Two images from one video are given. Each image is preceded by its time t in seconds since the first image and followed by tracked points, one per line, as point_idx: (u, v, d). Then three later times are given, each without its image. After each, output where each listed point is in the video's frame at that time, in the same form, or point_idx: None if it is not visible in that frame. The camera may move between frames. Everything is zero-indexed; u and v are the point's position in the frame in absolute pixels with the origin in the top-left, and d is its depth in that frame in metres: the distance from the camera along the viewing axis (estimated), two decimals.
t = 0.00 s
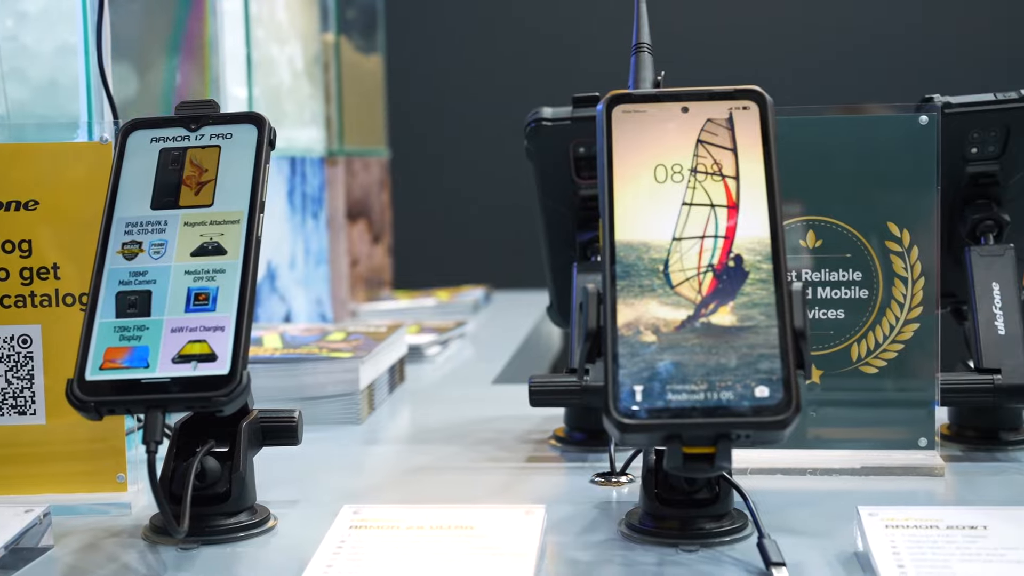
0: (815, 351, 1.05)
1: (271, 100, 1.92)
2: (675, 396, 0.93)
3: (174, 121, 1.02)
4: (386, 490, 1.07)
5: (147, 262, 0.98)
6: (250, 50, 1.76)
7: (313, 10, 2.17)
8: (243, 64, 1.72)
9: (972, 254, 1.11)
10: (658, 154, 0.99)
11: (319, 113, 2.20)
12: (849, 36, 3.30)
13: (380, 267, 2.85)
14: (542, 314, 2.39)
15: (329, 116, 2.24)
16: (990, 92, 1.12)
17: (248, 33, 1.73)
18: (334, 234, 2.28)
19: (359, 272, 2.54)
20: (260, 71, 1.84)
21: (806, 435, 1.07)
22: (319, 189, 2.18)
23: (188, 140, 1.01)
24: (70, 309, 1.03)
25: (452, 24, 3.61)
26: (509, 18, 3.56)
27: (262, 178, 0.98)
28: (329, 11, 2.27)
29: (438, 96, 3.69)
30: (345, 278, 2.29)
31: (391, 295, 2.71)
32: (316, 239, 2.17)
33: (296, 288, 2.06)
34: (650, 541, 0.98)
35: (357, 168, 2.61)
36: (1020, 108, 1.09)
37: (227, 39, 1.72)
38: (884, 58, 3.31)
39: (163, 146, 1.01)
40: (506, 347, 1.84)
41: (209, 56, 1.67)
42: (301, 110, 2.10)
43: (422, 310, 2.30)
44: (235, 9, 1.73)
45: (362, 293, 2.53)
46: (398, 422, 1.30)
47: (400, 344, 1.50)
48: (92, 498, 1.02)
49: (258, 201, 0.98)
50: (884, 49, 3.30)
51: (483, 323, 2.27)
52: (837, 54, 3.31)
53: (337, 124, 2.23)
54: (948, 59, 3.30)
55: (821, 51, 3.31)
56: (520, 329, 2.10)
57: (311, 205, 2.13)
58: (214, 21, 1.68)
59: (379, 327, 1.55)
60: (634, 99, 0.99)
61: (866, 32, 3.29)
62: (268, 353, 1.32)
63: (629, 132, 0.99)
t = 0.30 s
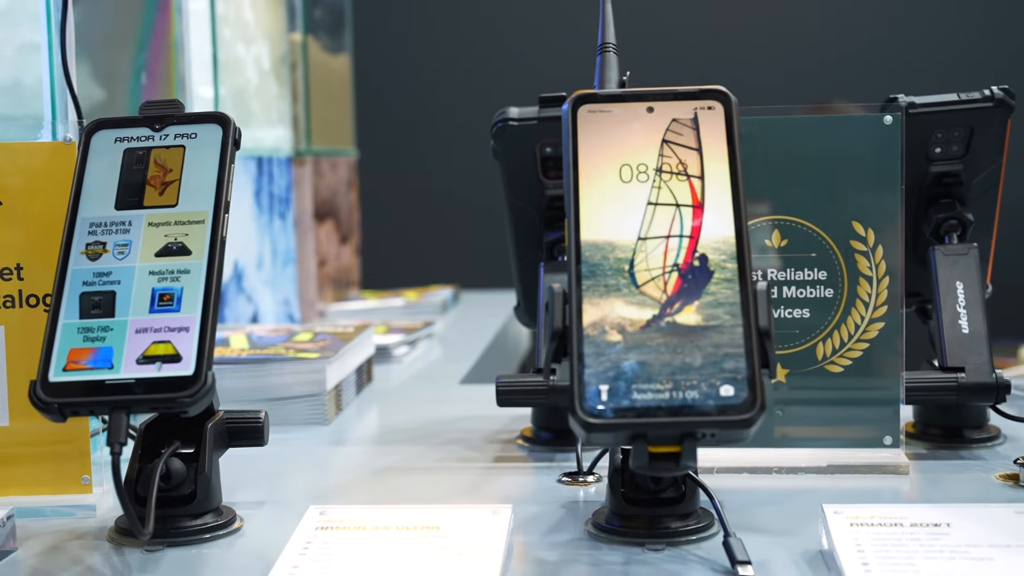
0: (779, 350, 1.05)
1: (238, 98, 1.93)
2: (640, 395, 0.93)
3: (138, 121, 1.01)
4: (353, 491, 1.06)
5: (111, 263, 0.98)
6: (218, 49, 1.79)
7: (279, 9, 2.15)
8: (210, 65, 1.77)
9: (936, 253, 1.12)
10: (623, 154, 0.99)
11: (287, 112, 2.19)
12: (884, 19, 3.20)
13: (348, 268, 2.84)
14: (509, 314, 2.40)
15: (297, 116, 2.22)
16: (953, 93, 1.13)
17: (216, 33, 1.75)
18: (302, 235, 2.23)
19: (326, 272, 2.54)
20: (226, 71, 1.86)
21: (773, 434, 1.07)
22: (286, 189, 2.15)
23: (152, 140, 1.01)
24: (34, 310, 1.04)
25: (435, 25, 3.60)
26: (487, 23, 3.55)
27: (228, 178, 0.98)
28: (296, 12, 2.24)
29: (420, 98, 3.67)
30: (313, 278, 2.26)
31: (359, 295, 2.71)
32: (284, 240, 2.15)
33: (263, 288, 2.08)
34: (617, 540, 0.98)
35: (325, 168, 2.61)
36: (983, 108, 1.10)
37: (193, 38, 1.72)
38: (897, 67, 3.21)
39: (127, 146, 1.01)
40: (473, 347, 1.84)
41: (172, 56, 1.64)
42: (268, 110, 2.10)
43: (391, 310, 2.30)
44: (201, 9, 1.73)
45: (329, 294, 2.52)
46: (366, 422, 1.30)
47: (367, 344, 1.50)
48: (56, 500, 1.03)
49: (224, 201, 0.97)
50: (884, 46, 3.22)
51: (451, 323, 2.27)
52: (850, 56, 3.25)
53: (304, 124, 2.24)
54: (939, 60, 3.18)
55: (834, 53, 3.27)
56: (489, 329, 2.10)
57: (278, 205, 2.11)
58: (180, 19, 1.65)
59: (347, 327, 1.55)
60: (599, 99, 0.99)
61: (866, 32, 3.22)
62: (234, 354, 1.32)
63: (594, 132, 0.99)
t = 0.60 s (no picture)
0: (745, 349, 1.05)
1: (204, 99, 1.91)
2: (606, 395, 0.93)
3: (102, 121, 1.01)
4: (320, 491, 1.06)
5: (74, 264, 0.97)
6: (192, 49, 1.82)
7: (245, 9, 2.13)
8: (175, 63, 1.67)
9: (901, 253, 1.12)
10: (588, 154, 0.99)
11: (253, 112, 2.15)
12: (885, 19, 3.50)
13: (315, 267, 2.84)
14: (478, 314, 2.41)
15: (264, 116, 2.18)
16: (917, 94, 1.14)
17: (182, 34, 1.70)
18: (269, 236, 2.23)
19: (293, 272, 2.54)
20: (192, 71, 1.83)
21: (739, 433, 1.07)
22: (252, 189, 2.16)
23: (116, 140, 1.00)
24: None
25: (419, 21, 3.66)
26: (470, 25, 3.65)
27: (192, 179, 0.98)
28: (262, 11, 2.21)
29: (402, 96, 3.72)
30: (280, 279, 2.25)
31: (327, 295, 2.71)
32: (251, 241, 2.15)
33: (231, 289, 2.08)
34: (583, 540, 0.98)
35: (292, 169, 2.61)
36: (946, 108, 1.11)
37: (157, 39, 1.67)
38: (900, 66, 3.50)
39: (90, 146, 1.00)
40: (442, 347, 1.85)
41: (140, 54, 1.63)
42: (235, 109, 2.09)
43: (358, 311, 2.30)
44: (166, 9, 1.69)
45: (297, 295, 2.52)
46: (334, 423, 1.30)
47: (335, 344, 1.50)
48: (21, 503, 1.03)
49: (188, 202, 0.97)
50: (892, 41, 3.51)
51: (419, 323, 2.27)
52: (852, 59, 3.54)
53: (271, 123, 2.18)
54: (939, 59, 3.49)
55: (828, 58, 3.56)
56: (458, 329, 2.11)
57: (245, 206, 2.12)
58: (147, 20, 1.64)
59: (314, 328, 1.55)
60: (564, 99, 0.99)
61: (867, 32, 3.51)
62: (200, 355, 1.31)
63: (560, 132, 0.99)
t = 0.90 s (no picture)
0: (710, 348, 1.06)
1: (170, 98, 1.94)
2: (572, 394, 0.94)
3: (65, 121, 1.00)
4: (288, 492, 1.06)
5: (38, 264, 0.97)
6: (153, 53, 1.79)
7: (211, 8, 2.11)
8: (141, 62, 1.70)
9: (866, 251, 1.13)
10: (554, 154, 0.99)
11: (220, 112, 2.13)
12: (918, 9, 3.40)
13: (283, 267, 2.84)
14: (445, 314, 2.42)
15: (230, 115, 2.16)
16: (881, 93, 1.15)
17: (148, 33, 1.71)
18: (237, 235, 2.22)
19: (262, 273, 2.54)
20: (158, 70, 1.90)
21: (706, 431, 1.08)
22: (221, 189, 2.13)
23: (80, 140, 1.00)
24: None
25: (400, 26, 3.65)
26: (452, 23, 3.63)
27: (156, 178, 0.98)
28: (229, 11, 2.18)
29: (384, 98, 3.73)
30: (248, 279, 2.27)
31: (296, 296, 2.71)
32: (218, 241, 2.12)
33: (198, 290, 2.06)
34: (549, 540, 0.98)
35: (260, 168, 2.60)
36: (912, 108, 1.12)
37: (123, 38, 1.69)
38: (896, 65, 3.42)
39: (54, 146, 1.00)
40: (411, 347, 1.85)
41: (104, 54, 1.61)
42: (201, 109, 2.06)
43: (326, 311, 2.30)
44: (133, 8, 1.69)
45: (265, 296, 2.53)
46: (302, 423, 1.30)
47: (303, 345, 1.50)
48: None
49: (151, 202, 0.97)
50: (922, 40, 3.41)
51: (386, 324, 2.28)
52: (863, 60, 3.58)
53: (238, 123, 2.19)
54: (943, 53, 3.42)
55: (838, 64, 3.45)
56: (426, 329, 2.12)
57: (212, 206, 2.09)
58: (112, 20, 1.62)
59: (282, 329, 1.55)
60: (530, 99, 0.99)
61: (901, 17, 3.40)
62: (167, 356, 1.31)
63: (526, 131, 0.99)
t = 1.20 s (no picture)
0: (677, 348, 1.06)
1: (137, 97, 1.90)
2: (538, 394, 0.94)
3: (28, 121, 0.99)
4: (256, 492, 1.06)
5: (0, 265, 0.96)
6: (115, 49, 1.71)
7: (177, 8, 2.12)
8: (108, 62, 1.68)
9: (832, 250, 1.13)
10: (520, 153, 0.99)
11: (188, 112, 2.14)
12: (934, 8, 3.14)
13: (252, 268, 2.83)
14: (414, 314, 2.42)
15: (198, 115, 2.17)
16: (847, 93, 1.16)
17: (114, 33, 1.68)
18: (204, 235, 2.23)
19: (229, 273, 2.53)
20: (124, 70, 1.82)
21: (674, 430, 1.08)
22: (188, 189, 2.15)
23: (43, 140, 1.00)
24: None
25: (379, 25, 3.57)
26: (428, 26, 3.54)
27: (121, 178, 0.97)
28: (195, 11, 2.21)
29: (364, 97, 3.67)
30: (216, 280, 2.26)
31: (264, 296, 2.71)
32: (184, 241, 2.13)
33: (165, 290, 2.06)
34: (516, 540, 0.98)
35: (228, 169, 2.59)
36: (877, 108, 1.13)
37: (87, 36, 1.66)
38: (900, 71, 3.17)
39: (17, 146, 0.99)
40: (378, 347, 1.85)
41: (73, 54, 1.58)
42: (168, 109, 2.07)
43: (295, 311, 2.29)
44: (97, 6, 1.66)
45: (233, 295, 2.53)
46: (269, 424, 1.30)
47: (271, 345, 1.50)
48: None
49: (117, 202, 0.97)
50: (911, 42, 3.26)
51: (355, 325, 2.28)
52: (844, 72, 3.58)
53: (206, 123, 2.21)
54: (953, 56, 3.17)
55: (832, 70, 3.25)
56: (394, 329, 2.12)
57: (179, 206, 2.10)
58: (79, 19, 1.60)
59: (249, 329, 1.55)
60: (496, 99, 1.00)
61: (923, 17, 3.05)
62: (133, 357, 1.31)
63: (492, 131, 0.99)
